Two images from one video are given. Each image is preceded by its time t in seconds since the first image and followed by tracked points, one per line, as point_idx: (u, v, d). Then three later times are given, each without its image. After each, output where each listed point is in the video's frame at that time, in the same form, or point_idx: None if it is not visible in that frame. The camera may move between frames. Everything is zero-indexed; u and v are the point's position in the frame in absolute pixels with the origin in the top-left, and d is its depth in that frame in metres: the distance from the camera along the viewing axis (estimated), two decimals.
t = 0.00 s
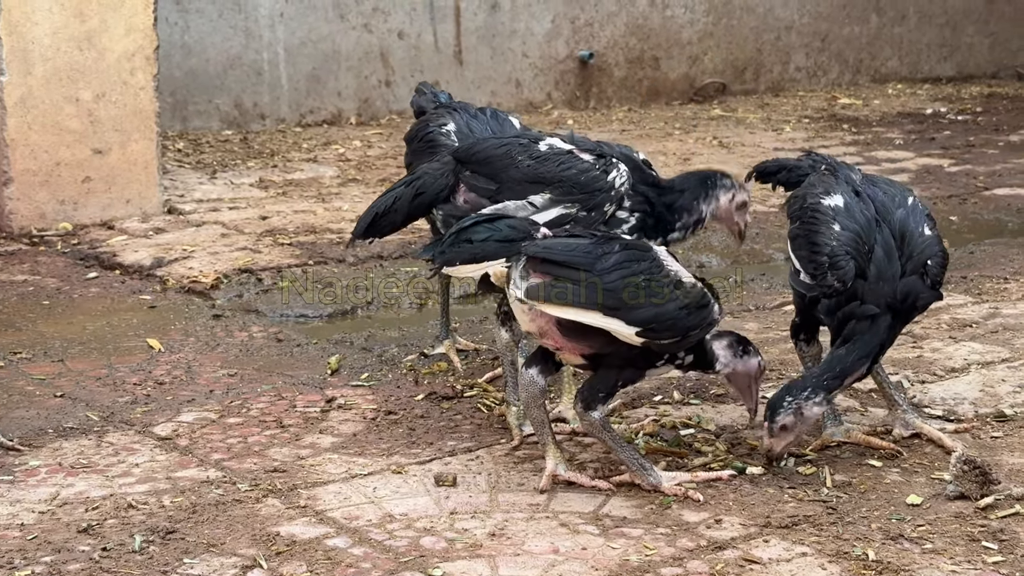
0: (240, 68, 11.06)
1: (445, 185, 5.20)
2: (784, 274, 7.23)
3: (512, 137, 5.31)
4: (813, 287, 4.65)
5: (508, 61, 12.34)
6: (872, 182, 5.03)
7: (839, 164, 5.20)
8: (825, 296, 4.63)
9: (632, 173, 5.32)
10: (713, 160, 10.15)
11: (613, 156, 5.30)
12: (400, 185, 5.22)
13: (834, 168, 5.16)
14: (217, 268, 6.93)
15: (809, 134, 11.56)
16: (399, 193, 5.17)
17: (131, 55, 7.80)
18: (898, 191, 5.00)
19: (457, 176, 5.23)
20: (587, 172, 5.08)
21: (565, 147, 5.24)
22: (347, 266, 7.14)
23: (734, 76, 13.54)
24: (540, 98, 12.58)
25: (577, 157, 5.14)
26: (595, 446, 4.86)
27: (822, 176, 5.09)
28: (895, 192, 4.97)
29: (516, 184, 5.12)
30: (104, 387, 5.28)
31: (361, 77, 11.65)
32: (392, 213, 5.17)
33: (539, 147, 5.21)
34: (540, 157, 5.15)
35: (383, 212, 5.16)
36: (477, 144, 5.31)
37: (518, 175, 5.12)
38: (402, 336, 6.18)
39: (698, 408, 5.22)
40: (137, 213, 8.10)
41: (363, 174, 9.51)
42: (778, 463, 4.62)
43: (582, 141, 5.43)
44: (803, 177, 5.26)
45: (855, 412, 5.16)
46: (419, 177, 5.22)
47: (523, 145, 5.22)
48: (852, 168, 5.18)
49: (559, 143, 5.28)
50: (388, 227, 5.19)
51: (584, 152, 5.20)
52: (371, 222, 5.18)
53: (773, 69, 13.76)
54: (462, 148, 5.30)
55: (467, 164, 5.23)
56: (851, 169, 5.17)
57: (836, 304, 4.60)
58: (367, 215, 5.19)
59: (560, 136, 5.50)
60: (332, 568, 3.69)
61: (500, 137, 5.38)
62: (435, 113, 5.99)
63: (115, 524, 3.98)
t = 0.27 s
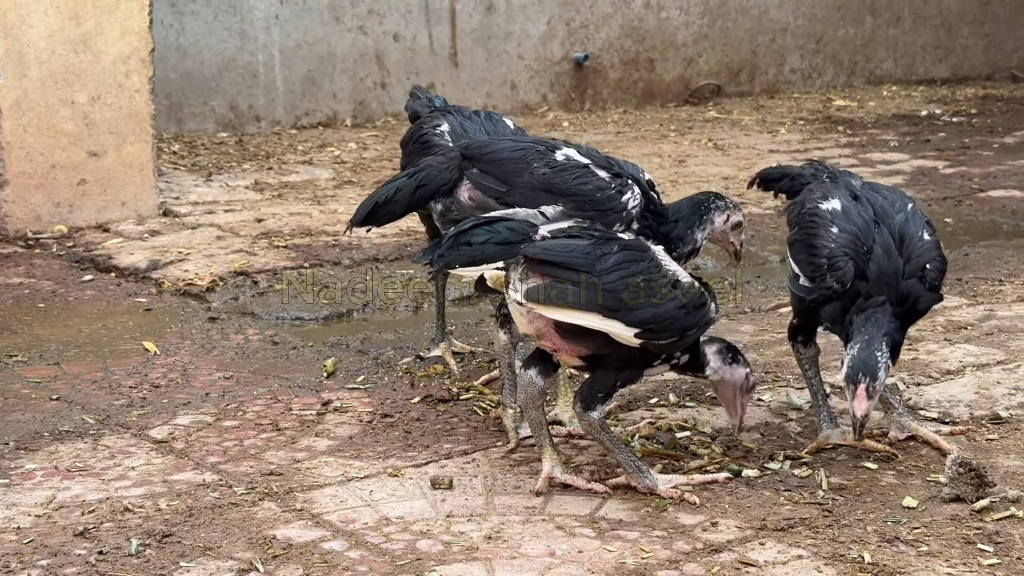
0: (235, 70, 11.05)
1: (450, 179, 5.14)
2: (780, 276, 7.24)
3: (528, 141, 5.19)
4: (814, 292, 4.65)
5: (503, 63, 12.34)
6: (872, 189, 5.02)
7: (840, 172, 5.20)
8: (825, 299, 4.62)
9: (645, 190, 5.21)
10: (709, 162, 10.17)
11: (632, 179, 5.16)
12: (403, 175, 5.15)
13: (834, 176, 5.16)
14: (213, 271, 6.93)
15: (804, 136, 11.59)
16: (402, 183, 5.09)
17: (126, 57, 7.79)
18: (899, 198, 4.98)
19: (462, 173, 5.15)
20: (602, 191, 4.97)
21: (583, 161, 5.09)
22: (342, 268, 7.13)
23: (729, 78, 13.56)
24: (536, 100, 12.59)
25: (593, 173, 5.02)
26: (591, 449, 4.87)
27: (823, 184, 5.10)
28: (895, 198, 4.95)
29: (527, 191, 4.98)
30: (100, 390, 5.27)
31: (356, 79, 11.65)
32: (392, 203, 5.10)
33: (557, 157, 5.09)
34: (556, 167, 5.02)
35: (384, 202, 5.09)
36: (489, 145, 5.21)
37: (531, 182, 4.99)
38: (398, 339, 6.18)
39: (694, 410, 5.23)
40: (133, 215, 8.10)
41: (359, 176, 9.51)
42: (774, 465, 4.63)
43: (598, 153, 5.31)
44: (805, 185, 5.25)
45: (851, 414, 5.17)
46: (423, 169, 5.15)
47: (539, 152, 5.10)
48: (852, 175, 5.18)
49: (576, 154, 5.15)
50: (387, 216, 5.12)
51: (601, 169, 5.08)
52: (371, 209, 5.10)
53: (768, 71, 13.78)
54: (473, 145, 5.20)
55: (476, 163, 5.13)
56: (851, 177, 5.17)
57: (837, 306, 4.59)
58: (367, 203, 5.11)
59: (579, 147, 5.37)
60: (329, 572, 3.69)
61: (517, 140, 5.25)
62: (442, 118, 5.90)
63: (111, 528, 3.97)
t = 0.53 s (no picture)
0: (230, 71, 11.05)
1: (451, 176, 4.98)
2: (775, 276, 7.25)
3: (533, 143, 5.07)
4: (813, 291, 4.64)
5: (499, 64, 12.35)
6: (865, 189, 5.04)
7: (832, 174, 5.21)
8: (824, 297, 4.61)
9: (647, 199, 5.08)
10: (704, 163, 10.18)
11: (635, 190, 5.00)
12: (403, 171, 4.90)
13: (827, 177, 5.17)
14: (208, 272, 6.93)
15: (799, 137, 11.61)
16: (402, 178, 4.84)
17: (121, 58, 7.78)
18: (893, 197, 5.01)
19: (464, 169, 5.01)
20: (605, 198, 4.81)
21: (588, 167, 4.94)
22: (338, 269, 7.13)
23: (724, 78, 13.57)
24: (531, 101, 12.60)
25: (597, 180, 4.87)
26: (586, 450, 4.87)
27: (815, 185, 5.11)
28: (890, 198, 4.98)
29: (528, 192, 4.85)
30: (95, 391, 5.27)
31: (351, 80, 11.65)
32: (391, 198, 4.81)
33: (562, 160, 4.94)
34: (561, 171, 4.88)
35: (384, 196, 4.78)
36: (493, 144, 5.10)
37: (533, 184, 4.86)
38: (393, 339, 6.18)
39: (690, 410, 5.23)
40: (128, 216, 8.09)
41: (354, 177, 9.51)
42: (770, 465, 4.64)
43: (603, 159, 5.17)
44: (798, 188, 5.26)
45: (846, 415, 5.18)
46: (423, 165, 4.94)
47: (544, 155, 4.96)
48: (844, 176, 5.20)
49: (583, 159, 5.00)
50: (384, 213, 4.82)
51: (605, 176, 4.93)
52: (367, 205, 4.77)
53: (763, 72, 13.80)
54: (476, 144, 5.08)
55: (479, 161, 5.01)
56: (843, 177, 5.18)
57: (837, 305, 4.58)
58: (364, 198, 4.78)
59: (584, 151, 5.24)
60: (324, 573, 3.69)
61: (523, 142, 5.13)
62: (447, 123, 5.84)
63: (107, 529, 3.97)
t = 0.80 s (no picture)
0: (224, 71, 11.04)
1: (450, 171, 4.94)
2: (769, 276, 7.26)
3: (534, 148, 4.94)
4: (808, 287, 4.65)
5: (494, 64, 12.36)
6: (860, 186, 5.05)
7: (828, 171, 5.22)
8: (820, 293, 4.61)
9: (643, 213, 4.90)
10: (699, 163, 10.20)
11: (631, 206, 4.83)
12: (404, 163, 4.97)
13: (822, 174, 5.18)
14: (203, 272, 6.93)
15: (794, 137, 11.62)
16: (402, 170, 4.92)
17: (115, 58, 7.77)
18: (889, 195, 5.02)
19: (464, 165, 4.95)
20: (600, 211, 4.62)
21: (587, 179, 4.79)
22: (332, 269, 7.13)
23: (718, 79, 13.59)
24: (526, 101, 12.61)
25: (594, 193, 4.70)
26: (581, 449, 4.88)
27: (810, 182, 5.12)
28: (885, 195, 4.99)
29: (522, 197, 4.72)
30: (89, 391, 5.26)
31: (346, 81, 11.65)
32: (391, 189, 4.90)
33: (561, 169, 4.81)
34: (559, 180, 4.74)
35: (384, 188, 4.88)
36: (495, 145, 5.01)
37: (530, 188, 4.73)
38: (388, 339, 6.18)
39: (684, 410, 5.24)
40: (122, 217, 8.09)
41: (349, 178, 9.51)
42: (764, 464, 4.64)
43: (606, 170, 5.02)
44: (794, 185, 5.26)
45: (841, 414, 5.19)
46: (424, 159, 4.97)
47: (544, 162, 4.84)
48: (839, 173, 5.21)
49: (582, 170, 4.86)
50: (384, 204, 4.91)
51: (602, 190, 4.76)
52: (369, 194, 4.88)
53: (758, 72, 13.81)
54: (479, 143, 5.00)
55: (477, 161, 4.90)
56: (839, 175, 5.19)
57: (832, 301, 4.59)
58: (366, 188, 4.89)
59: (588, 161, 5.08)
60: (318, 572, 3.69)
61: (524, 145, 5.00)
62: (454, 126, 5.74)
63: (100, 528, 3.97)
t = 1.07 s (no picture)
0: (219, 71, 11.04)
1: (446, 175, 4.90)
2: (764, 276, 7.26)
3: (538, 156, 4.93)
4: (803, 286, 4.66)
5: (488, 64, 12.36)
6: (854, 185, 5.05)
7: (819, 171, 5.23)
8: (816, 291, 4.62)
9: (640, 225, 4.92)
10: (694, 163, 10.21)
11: (629, 217, 4.86)
12: (399, 162, 4.88)
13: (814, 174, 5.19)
14: (198, 272, 6.92)
15: (789, 137, 11.64)
16: (396, 169, 4.82)
17: (110, 58, 7.76)
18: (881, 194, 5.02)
19: (462, 169, 4.92)
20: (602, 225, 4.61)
21: (590, 191, 4.79)
22: (328, 269, 7.13)
23: (713, 79, 13.60)
24: (521, 101, 12.62)
25: (597, 206, 4.70)
26: (576, 449, 4.88)
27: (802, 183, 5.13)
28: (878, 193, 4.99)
29: (525, 204, 4.70)
30: (84, 392, 5.26)
31: (341, 81, 11.65)
32: (383, 188, 4.80)
33: (565, 179, 4.80)
34: (563, 190, 4.72)
35: (376, 186, 4.78)
36: (497, 152, 4.98)
37: (532, 197, 4.71)
38: (383, 339, 6.18)
39: (679, 410, 5.24)
40: (117, 217, 8.08)
41: (344, 178, 9.50)
42: (759, 464, 4.65)
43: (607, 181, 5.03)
44: (786, 185, 5.26)
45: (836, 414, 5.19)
46: (420, 160, 4.90)
47: (548, 171, 4.83)
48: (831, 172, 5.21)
49: (585, 182, 4.85)
50: (375, 202, 4.80)
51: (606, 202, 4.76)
52: (361, 190, 4.77)
53: (753, 72, 13.82)
54: (480, 148, 4.97)
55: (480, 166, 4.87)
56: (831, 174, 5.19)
57: (827, 300, 4.59)
58: (357, 184, 4.78)
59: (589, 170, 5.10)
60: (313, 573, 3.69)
61: (528, 152, 4.98)
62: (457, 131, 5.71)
63: (95, 529, 3.97)
